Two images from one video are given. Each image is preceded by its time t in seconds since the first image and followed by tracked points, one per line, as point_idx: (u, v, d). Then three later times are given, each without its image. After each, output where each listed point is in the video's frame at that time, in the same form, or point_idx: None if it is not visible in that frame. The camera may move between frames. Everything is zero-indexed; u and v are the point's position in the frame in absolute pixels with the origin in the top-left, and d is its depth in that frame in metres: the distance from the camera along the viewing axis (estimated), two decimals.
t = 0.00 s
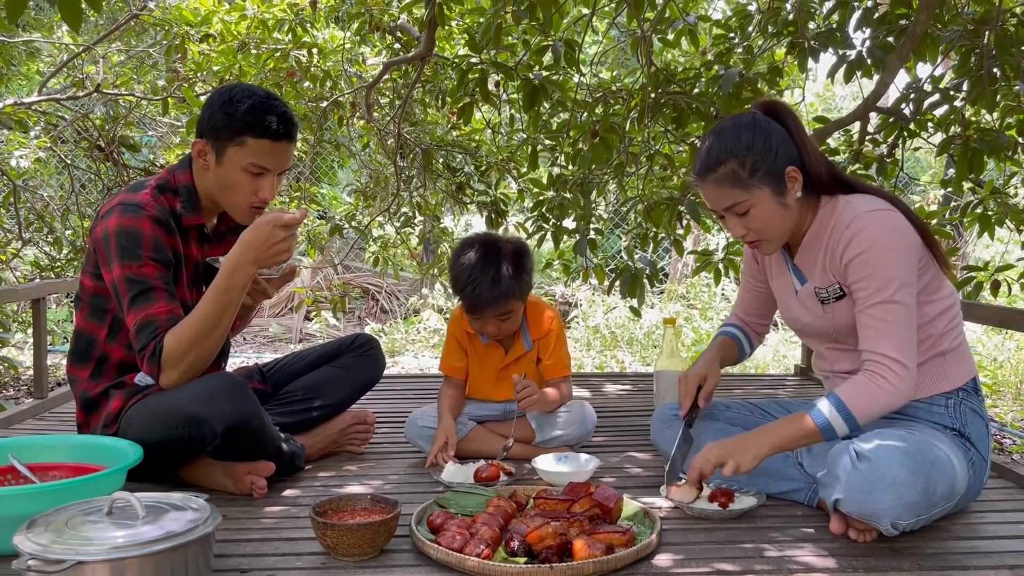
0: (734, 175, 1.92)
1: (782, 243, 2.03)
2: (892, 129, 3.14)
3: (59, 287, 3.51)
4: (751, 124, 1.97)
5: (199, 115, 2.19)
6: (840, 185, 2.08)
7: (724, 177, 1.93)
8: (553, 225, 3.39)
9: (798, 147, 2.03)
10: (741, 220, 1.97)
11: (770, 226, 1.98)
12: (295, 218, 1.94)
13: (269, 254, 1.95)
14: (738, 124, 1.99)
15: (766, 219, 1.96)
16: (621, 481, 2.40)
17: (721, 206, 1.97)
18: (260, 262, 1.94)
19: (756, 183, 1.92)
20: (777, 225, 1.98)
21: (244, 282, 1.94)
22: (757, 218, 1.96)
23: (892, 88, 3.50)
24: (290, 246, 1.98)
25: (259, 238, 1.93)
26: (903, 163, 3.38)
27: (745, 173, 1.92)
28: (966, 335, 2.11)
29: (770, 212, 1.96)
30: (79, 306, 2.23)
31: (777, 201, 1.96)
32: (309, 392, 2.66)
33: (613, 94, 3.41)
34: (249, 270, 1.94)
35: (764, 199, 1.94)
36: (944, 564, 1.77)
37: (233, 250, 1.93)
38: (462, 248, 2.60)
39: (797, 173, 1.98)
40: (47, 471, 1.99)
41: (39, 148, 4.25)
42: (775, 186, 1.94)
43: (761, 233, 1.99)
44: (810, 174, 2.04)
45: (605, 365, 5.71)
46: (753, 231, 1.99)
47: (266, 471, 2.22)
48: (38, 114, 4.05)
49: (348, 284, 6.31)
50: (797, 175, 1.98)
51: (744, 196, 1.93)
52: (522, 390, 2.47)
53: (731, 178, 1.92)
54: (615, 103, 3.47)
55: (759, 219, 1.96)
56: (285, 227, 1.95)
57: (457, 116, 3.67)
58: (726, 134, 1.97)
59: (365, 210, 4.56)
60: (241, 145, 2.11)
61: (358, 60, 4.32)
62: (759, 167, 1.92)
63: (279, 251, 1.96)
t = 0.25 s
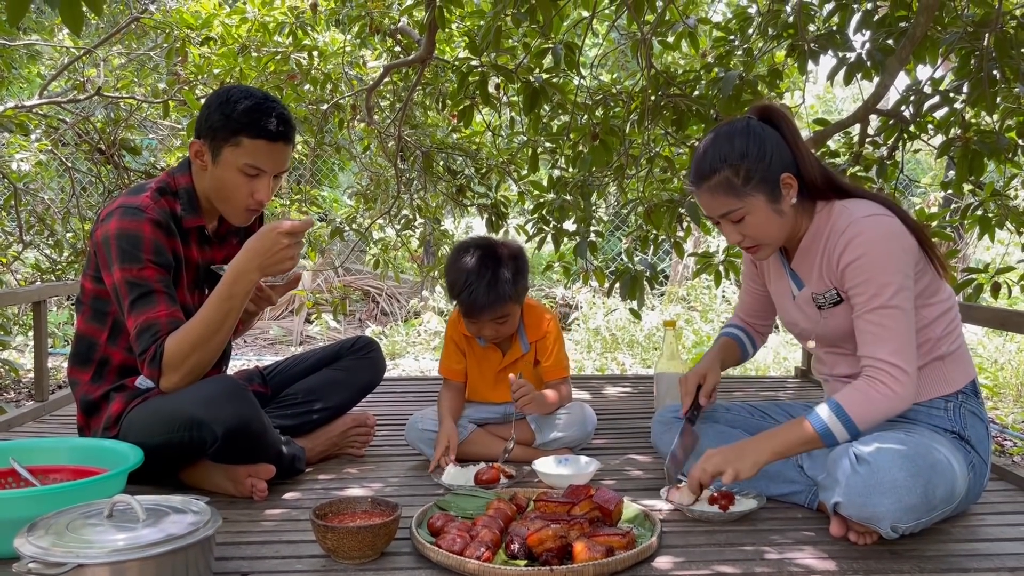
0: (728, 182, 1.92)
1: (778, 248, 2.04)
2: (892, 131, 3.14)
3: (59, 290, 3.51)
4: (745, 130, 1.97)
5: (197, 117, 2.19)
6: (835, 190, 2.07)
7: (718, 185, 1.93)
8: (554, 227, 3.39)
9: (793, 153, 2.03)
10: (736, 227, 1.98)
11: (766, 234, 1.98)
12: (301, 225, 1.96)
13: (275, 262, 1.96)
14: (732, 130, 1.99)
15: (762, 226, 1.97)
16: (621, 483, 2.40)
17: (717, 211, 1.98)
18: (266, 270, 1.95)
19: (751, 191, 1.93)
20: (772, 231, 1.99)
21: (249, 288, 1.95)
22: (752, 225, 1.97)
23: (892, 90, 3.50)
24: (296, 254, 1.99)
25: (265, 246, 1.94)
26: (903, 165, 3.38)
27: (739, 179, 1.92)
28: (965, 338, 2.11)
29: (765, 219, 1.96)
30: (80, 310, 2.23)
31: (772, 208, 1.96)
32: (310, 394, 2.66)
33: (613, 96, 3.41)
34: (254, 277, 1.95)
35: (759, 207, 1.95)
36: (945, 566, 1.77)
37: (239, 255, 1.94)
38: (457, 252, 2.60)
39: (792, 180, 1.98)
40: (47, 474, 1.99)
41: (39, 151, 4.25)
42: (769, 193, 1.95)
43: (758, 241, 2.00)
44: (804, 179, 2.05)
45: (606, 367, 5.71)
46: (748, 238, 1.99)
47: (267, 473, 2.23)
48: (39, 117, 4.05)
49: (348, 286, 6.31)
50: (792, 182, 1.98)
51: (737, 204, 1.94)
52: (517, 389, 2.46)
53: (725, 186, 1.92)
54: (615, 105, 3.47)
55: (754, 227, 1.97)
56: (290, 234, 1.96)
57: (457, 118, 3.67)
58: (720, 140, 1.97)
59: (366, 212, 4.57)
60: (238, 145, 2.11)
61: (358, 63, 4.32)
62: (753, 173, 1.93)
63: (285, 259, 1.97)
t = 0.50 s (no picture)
0: (725, 187, 1.93)
1: (776, 251, 2.03)
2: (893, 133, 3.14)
3: (60, 293, 3.52)
4: (743, 134, 1.98)
5: (198, 120, 2.20)
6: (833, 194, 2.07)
7: (716, 189, 1.94)
8: (554, 230, 3.38)
9: (791, 156, 2.03)
10: (734, 231, 1.98)
11: (764, 237, 1.98)
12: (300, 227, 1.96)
13: (275, 264, 1.96)
14: (730, 134, 1.99)
15: (760, 230, 1.97)
16: (621, 486, 2.39)
17: (715, 215, 1.98)
18: (266, 272, 1.96)
19: (749, 195, 1.93)
20: (770, 234, 1.99)
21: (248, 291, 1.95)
22: (751, 229, 1.97)
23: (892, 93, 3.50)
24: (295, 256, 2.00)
25: (264, 248, 1.94)
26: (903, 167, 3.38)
27: (737, 183, 1.92)
28: (964, 340, 2.11)
29: (763, 222, 1.96)
30: (81, 313, 2.23)
31: (770, 212, 1.96)
32: (310, 397, 2.66)
33: (614, 99, 3.41)
34: (254, 279, 1.95)
35: (757, 210, 1.95)
36: (945, 570, 1.77)
37: (239, 258, 1.94)
38: (455, 254, 2.60)
39: (790, 183, 1.98)
40: (47, 477, 1.99)
41: (40, 154, 4.25)
42: (767, 197, 1.95)
43: (757, 244, 2.00)
44: (803, 182, 2.04)
45: (606, 370, 5.70)
46: (747, 241, 2.00)
47: (267, 477, 2.24)
48: (40, 120, 4.06)
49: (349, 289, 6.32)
50: (790, 186, 1.98)
51: (735, 208, 1.94)
52: (512, 391, 2.45)
53: (723, 190, 1.93)
54: (615, 108, 3.47)
55: (752, 231, 1.97)
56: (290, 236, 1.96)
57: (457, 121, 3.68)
58: (718, 143, 1.97)
59: (366, 215, 4.57)
60: (238, 149, 2.11)
61: (358, 66, 4.33)
62: (751, 177, 1.93)
63: (284, 261, 1.97)
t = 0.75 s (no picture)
0: (721, 187, 1.93)
1: (773, 251, 2.03)
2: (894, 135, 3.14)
3: (61, 294, 3.52)
4: (740, 134, 1.98)
5: (199, 121, 2.20)
6: (832, 195, 2.07)
7: (712, 189, 1.94)
8: (555, 231, 3.38)
9: (789, 157, 2.03)
10: (731, 230, 1.99)
11: (760, 237, 1.98)
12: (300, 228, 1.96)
13: (274, 264, 1.96)
14: (727, 134, 2.00)
15: (757, 230, 1.97)
16: (622, 487, 2.39)
17: (713, 215, 1.98)
18: (266, 272, 1.96)
19: (744, 195, 1.93)
20: (767, 234, 1.99)
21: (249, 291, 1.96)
22: (747, 229, 1.97)
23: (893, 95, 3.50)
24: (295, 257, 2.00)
25: (264, 248, 1.95)
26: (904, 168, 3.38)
27: (733, 183, 1.93)
28: (964, 341, 2.11)
29: (759, 222, 1.96)
30: (81, 314, 2.24)
31: (766, 212, 1.96)
32: (311, 399, 2.66)
33: (614, 101, 3.41)
34: (254, 279, 1.95)
35: (753, 210, 1.95)
36: (946, 571, 1.77)
37: (239, 259, 1.95)
38: (455, 256, 2.61)
39: (786, 183, 1.98)
40: (48, 478, 1.99)
41: (42, 156, 4.26)
42: (763, 197, 1.95)
43: (753, 244, 2.00)
44: (801, 183, 2.04)
45: (607, 371, 5.70)
46: (744, 241, 2.00)
47: (268, 478, 2.24)
48: (41, 122, 4.06)
49: (350, 290, 6.32)
50: (786, 186, 1.98)
51: (732, 208, 1.94)
52: (507, 395, 2.44)
53: (719, 190, 1.93)
54: (615, 110, 3.48)
55: (749, 230, 1.97)
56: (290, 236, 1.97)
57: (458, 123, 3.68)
58: (716, 144, 1.98)
59: (367, 216, 4.57)
60: (239, 149, 2.12)
61: (359, 67, 4.34)
62: (747, 177, 1.93)
63: (284, 262, 1.97)
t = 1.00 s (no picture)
0: (720, 188, 1.93)
1: (771, 251, 2.03)
2: (894, 137, 3.14)
3: (62, 296, 3.52)
4: (738, 135, 1.98)
5: (201, 124, 2.20)
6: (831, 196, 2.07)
7: (710, 190, 1.94)
8: (556, 233, 3.38)
9: (788, 158, 2.03)
10: (730, 231, 1.98)
11: (758, 238, 1.98)
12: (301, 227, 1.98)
13: (275, 263, 1.98)
14: (726, 135, 2.00)
15: (756, 230, 1.97)
16: (622, 489, 2.39)
17: (712, 216, 1.98)
18: (267, 271, 1.97)
19: (743, 195, 1.93)
20: (765, 235, 1.98)
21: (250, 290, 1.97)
22: (746, 229, 1.97)
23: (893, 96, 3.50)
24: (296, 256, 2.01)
25: (265, 247, 1.97)
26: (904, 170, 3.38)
27: (731, 184, 1.93)
28: (964, 343, 2.10)
29: (757, 222, 1.96)
30: (82, 316, 2.24)
31: (765, 212, 1.96)
32: (312, 400, 2.67)
33: (615, 102, 3.41)
34: (254, 278, 1.96)
35: (751, 211, 1.95)
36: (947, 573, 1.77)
37: (240, 258, 1.96)
38: (454, 259, 2.61)
39: (785, 184, 1.98)
40: (50, 479, 1.99)
41: (43, 158, 4.26)
42: (762, 198, 1.95)
43: (751, 245, 2.00)
44: (800, 184, 2.04)
45: (608, 373, 5.69)
46: (742, 242, 2.00)
47: (269, 479, 2.24)
48: (42, 123, 4.07)
49: (351, 292, 6.32)
50: (785, 186, 1.98)
51: (730, 209, 1.94)
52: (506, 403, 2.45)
53: (717, 191, 1.93)
54: (616, 111, 3.48)
55: (747, 231, 1.97)
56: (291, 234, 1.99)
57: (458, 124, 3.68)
58: (715, 145, 1.98)
59: (369, 218, 4.57)
60: (243, 153, 2.12)
61: (360, 69, 4.34)
62: (746, 178, 1.93)
63: (285, 260, 1.99)
